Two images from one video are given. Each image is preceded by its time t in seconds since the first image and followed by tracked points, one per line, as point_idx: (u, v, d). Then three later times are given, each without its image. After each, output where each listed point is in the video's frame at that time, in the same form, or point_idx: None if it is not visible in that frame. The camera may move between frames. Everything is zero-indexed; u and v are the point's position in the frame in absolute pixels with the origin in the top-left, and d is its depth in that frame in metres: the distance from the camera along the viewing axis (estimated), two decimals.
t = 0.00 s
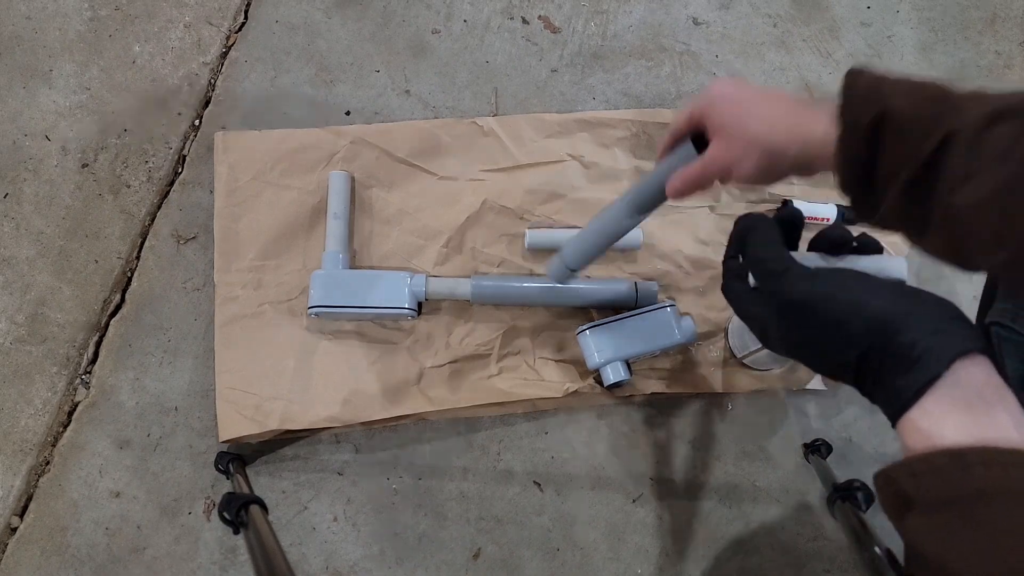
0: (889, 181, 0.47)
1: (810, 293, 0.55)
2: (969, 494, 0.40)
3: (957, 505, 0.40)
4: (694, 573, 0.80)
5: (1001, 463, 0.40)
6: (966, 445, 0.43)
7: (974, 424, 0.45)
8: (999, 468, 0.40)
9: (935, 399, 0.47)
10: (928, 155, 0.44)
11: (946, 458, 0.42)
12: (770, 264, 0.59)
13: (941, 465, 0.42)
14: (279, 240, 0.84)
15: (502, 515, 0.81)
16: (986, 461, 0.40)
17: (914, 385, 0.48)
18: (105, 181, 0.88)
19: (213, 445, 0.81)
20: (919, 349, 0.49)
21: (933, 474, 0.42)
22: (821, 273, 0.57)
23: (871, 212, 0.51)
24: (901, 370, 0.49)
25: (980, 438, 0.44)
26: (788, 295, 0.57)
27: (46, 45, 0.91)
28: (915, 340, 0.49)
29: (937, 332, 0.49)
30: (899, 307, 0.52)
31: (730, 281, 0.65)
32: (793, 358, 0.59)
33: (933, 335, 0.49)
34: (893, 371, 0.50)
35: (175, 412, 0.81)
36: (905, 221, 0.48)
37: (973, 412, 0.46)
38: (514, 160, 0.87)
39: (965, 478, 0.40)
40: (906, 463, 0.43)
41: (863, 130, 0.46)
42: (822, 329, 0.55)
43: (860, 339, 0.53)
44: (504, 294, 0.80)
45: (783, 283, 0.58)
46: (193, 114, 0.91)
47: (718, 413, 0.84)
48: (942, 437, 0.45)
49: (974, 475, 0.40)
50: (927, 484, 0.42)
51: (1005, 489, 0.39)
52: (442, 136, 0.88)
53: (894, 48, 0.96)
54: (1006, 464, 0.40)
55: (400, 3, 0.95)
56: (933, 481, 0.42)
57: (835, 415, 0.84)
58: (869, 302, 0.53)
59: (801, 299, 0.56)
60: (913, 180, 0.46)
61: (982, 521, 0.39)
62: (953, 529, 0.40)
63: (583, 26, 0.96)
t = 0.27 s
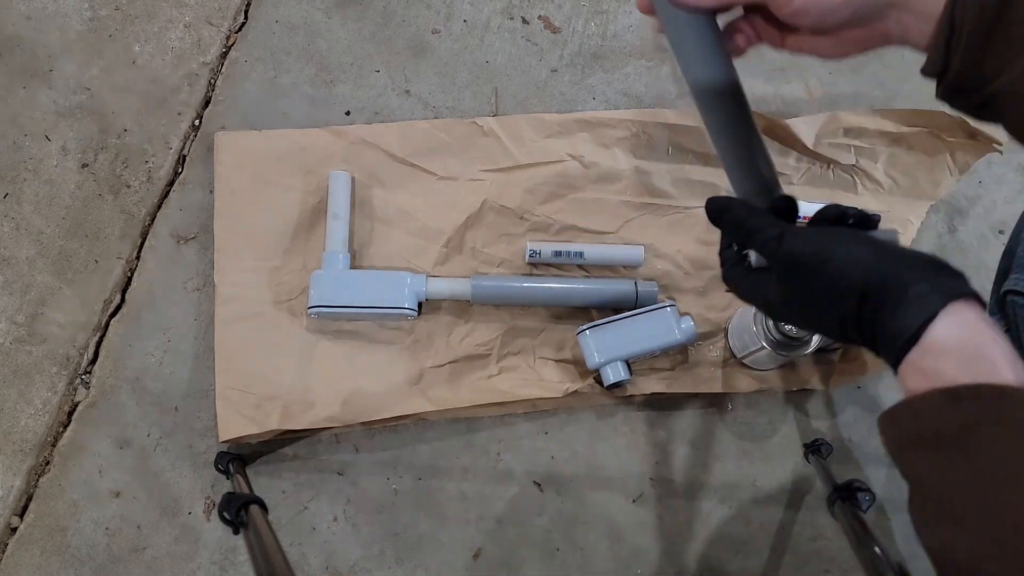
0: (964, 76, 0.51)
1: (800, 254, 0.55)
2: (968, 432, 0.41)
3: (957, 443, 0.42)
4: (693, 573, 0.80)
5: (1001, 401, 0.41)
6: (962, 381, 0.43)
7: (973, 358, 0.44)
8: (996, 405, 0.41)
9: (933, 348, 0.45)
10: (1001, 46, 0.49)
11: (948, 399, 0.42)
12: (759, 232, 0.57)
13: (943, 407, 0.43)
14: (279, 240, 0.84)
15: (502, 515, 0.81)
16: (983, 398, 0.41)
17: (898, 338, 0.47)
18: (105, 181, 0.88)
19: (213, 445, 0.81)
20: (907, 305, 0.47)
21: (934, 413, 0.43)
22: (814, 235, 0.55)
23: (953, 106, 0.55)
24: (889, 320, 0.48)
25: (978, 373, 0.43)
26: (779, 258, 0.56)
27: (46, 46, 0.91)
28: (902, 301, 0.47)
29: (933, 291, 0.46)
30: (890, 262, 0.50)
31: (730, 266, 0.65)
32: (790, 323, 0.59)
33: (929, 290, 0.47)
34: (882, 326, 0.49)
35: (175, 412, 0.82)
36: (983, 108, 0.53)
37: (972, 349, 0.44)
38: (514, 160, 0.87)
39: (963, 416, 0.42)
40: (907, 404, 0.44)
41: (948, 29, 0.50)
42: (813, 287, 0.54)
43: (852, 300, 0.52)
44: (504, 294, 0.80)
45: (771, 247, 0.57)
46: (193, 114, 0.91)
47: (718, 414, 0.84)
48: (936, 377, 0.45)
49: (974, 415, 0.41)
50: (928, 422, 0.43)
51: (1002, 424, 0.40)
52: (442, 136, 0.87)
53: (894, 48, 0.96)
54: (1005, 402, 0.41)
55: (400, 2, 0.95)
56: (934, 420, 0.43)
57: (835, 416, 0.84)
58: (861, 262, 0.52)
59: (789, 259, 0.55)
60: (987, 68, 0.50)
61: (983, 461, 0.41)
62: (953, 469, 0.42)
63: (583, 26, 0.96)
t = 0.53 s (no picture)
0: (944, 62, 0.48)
1: (814, 246, 0.56)
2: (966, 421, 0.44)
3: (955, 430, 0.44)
4: (693, 573, 0.80)
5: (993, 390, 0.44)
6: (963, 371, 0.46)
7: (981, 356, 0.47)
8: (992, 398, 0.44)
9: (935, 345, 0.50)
10: (980, 29, 0.46)
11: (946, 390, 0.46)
12: (771, 220, 0.58)
13: (942, 397, 0.46)
14: (279, 240, 0.84)
15: (502, 514, 0.81)
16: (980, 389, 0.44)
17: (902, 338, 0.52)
18: (106, 181, 0.88)
19: (213, 445, 0.81)
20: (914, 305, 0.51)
21: (934, 402, 0.46)
22: (824, 226, 0.57)
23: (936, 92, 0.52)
24: (901, 315, 0.52)
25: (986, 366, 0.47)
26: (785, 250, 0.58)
27: (46, 46, 0.91)
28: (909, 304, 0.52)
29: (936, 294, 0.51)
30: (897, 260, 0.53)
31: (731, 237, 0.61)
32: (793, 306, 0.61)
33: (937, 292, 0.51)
34: (889, 319, 0.53)
35: (175, 412, 0.81)
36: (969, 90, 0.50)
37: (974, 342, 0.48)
38: (514, 160, 0.87)
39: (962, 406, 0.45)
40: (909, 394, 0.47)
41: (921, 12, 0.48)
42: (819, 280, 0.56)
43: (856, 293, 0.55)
44: (504, 294, 0.80)
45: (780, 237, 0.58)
46: (193, 114, 0.91)
47: (718, 413, 0.84)
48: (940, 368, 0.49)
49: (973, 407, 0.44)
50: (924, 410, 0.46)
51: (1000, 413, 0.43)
52: (442, 136, 0.88)
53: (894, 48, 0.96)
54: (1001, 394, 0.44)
55: (400, 2, 0.95)
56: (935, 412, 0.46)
57: (835, 415, 0.84)
58: (870, 259, 0.55)
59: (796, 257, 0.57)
60: (971, 49, 0.47)
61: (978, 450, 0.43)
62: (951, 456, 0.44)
63: (583, 26, 0.96)
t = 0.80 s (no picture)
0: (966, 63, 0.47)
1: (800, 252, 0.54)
2: (950, 436, 0.47)
3: (938, 446, 0.47)
4: (693, 573, 0.80)
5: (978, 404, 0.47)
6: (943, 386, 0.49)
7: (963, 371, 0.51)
8: (973, 413, 0.46)
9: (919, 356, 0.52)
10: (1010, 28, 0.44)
11: (930, 405, 0.48)
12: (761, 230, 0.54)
13: (925, 413, 0.48)
14: (279, 240, 0.84)
15: (502, 514, 0.81)
16: (963, 404, 0.47)
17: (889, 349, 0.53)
18: (106, 182, 0.88)
19: (213, 445, 0.81)
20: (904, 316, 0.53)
21: (918, 418, 0.48)
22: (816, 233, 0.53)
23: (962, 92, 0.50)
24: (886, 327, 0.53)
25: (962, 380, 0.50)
26: (769, 258, 0.54)
27: (46, 46, 0.91)
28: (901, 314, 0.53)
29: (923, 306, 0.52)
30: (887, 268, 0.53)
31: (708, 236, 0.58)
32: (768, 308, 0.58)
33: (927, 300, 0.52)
34: (872, 329, 0.54)
35: (175, 412, 0.81)
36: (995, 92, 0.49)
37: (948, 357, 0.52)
38: (515, 160, 0.87)
39: (946, 422, 0.47)
40: (892, 408, 0.49)
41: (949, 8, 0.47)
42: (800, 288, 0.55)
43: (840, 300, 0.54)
44: (504, 294, 0.80)
45: (771, 243, 0.54)
46: (193, 114, 0.91)
47: (718, 413, 0.84)
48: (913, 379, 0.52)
49: (957, 423, 0.47)
50: (915, 421, 0.48)
51: (979, 428, 0.46)
52: (443, 136, 0.88)
53: (893, 48, 0.96)
54: (980, 409, 0.46)
55: (400, 2, 0.95)
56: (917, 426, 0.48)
57: (834, 415, 0.84)
58: (856, 268, 0.54)
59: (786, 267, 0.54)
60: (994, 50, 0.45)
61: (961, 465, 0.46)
62: (936, 470, 0.47)
63: (583, 26, 0.96)
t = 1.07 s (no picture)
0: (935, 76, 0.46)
1: (824, 250, 0.52)
2: (959, 432, 0.47)
3: (947, 442, 0.47)
4: (693, 573, 0.80)
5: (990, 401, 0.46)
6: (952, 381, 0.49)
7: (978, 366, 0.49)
8: (982, 411, 0.46)
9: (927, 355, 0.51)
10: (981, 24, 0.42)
11: (938, 400, 0.48)
12: (784, 223, 0.52)
13: (935, 409, 0.48)
14: (279, 240, 0.84)
15: (502, 514, 0.81)
16: (971, 400, 0.47)
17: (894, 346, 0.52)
18: (106, 181, 0.88)
19: (213, 445, 0.81)
20: (913, 317, 0.51)
21: (927, 414, 0.48)
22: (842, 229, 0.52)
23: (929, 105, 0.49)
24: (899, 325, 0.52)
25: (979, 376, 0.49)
26: (791, 248, 0.53)
27: (46, 46, 0.91)
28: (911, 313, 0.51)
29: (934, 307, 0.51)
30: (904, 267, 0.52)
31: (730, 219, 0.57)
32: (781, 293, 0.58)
33: (939, 301, 0.51)
34: (885, 327, 0.53)
35: (175, 412, 0.81)
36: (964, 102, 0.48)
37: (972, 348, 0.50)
38: (515, 160, 0.87)
39: (956, 419, 0.47)
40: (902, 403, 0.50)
41: (905, 21, 0.46)
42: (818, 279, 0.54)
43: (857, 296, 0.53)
44: (504, 294, 0.80)
45: (795, 236, 0.52)
46: (193, 114, 0.91)
47: (718, 413, 0.84)
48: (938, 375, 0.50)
49: (965, 419, 0.47)
50: (925, 417, 0.48)
51: (987, 425, 0.46)
52: (442, 136, 0.87)
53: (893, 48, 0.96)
54: (989, 406, 0.46)
55: (400, 3, 0.95)
56: (927, 421, 0.48)
57: (834, 416, 0.84)
58: (877, 266, 0.52)
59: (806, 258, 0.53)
60: (962, 58, 0.44)
61: (967, 461, 0.46)
62: (943, 466, 0.47)
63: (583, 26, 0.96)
